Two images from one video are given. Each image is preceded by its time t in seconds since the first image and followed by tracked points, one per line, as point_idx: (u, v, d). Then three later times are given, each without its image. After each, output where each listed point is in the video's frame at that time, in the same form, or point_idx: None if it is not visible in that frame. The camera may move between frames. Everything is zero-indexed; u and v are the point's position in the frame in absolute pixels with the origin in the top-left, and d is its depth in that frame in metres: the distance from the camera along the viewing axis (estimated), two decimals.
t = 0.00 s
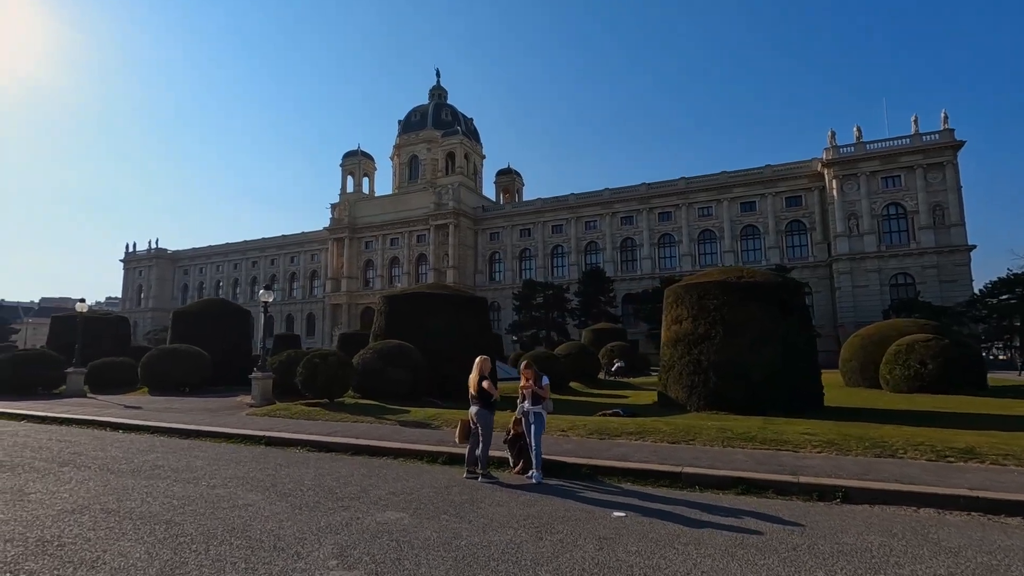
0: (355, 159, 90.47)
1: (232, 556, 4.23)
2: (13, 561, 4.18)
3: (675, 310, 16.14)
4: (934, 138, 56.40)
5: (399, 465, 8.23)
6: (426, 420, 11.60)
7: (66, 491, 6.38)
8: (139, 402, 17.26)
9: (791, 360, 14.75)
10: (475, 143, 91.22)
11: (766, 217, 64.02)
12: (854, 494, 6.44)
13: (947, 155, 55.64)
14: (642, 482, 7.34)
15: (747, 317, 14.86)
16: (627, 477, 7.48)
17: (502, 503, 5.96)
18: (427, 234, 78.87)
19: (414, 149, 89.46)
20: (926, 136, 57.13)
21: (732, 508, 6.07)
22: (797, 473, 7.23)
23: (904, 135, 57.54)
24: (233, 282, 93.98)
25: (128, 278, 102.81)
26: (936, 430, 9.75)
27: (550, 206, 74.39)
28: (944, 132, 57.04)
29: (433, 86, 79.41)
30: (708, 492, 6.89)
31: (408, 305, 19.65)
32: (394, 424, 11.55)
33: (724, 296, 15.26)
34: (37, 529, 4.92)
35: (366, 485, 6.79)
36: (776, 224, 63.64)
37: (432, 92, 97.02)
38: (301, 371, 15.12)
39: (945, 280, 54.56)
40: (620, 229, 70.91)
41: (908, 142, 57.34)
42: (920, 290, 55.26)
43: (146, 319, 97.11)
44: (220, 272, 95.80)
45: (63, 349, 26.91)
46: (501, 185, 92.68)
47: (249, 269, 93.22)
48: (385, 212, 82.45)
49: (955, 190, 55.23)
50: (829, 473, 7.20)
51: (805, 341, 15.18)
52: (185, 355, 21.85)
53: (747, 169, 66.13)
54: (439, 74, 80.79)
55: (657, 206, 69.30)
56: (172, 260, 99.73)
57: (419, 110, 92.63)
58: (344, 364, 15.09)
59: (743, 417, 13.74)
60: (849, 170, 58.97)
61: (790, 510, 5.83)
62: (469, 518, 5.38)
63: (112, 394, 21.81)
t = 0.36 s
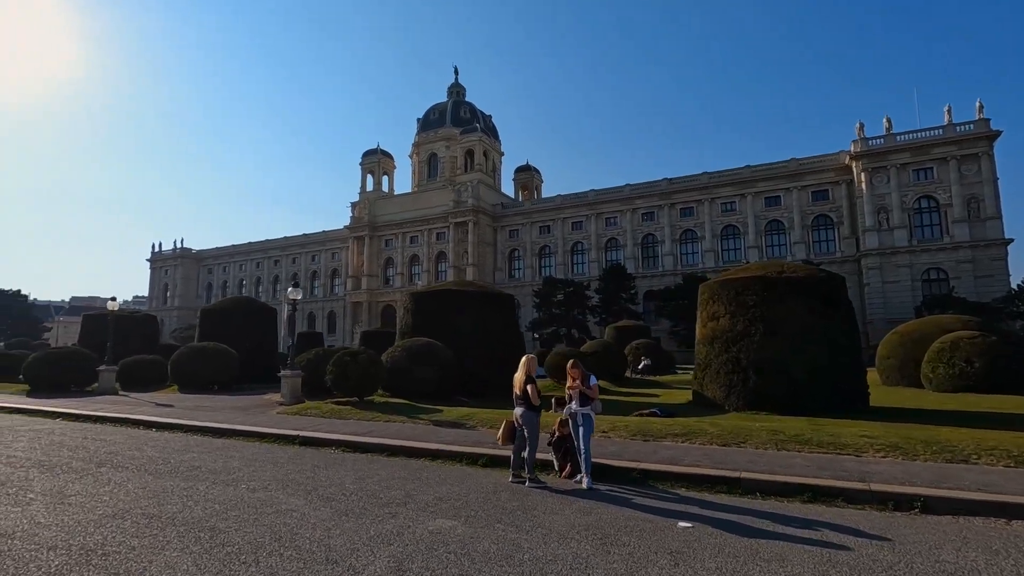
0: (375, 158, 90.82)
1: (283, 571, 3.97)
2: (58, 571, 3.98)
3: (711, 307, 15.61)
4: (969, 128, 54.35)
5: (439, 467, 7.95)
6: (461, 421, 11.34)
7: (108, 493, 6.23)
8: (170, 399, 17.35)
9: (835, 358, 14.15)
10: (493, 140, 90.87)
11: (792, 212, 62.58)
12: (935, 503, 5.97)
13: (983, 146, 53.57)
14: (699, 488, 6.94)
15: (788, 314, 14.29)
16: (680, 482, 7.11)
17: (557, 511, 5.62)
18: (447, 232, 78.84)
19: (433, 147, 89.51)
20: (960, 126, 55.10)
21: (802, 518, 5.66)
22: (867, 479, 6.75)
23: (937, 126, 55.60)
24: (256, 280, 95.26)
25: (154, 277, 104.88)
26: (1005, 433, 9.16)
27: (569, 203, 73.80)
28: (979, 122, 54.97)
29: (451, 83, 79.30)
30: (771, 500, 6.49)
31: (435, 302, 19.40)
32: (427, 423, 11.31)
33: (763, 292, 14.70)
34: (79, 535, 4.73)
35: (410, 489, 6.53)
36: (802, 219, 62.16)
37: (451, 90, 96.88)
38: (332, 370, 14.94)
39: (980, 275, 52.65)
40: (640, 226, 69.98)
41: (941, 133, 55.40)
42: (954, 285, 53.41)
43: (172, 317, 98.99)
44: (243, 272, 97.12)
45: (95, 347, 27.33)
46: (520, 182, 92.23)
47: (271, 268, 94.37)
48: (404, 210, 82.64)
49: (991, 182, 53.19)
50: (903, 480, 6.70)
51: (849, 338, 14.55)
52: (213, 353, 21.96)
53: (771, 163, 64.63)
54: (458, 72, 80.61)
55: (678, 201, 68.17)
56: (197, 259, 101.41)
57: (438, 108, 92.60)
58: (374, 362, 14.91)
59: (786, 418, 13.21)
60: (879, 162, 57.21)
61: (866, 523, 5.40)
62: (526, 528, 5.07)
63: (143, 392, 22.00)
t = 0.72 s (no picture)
0: (402, 151, 91.14)
1: (356, 569, 3.77)
2: (127, 565, 3.85)
3: (759, 296, 14.99)
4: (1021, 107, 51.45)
5: (492, 460, 7.72)
6: (505, 412, 11.10)
7: (168, 484, 6.17)
8: (212, 390, 17.62)
9: (893, 348, 13.46)
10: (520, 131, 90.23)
11: (829, 198, 60.45)
12: None
13: None
14: (771, 484, 6.54)
15: (843, 302, 13.63)
16: (749, 478, 6.72)
17: (628, 507, 5.31)
18: (474, 224, 78.77)
19: (459, 139, 89.37)
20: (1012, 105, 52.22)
21: (896, 519, 5.23)
22: (957, 476, 6.26)
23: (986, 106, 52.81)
24: (287, 274, 96.98)
25: (190, 271, 107.76)
26: None
27: (597, 192, 72.83)
28: None
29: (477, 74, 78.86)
30: (853, 498, 6.06)
31: (471, 294, 19.21)
32: (471, 415, 11.11)
33: (815, 280, 14.05)
34: (143, 527, 4.62)
35: (468, 483, 6.30)
36: (840, 205, 60.01)
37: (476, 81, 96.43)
38: (372, 361, 14.88)
39: None
40: (670, 215, 68.61)
41: (990, 112, 52.60)
42: (1005, 273, 50.80)
43: (207, 310, 101.63)
44: (274, 265, 98.98)
45: (139, 339, 28.06)
46: (546, 173, 91.48)
47: (302, 261, 95.93)
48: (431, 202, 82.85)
49: None
50: (999, 478, 6.19)
51: (909, 327, 13.82)
52: (252, 344, 22.26)
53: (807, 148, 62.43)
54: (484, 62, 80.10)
55: (710, 189, 66.54)
56: (230, 253, 103.73)
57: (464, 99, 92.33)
58: (414, 353, 14.80)
59: (842, 410, 12.61)
60: (922, 145, 54.66)
61: (973, 525, 4.95)
62: (601, 525, 4.79)
63: (185, 383, 22.46)
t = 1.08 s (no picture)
0: (436, 144, 91.40)
1: None
2: (196, 567, 3.69)
3: (819, 284, 14.19)
4: None
5: (551, 457, 7.41)
6: (556, 406, 10.77)
7: (228, 478, 6.09)
8: (260, 381, 17.89)
9: (970, 339, 12.52)
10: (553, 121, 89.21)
11: (879, 183, 57.50)
12: None
13: None
14: (858, 488, 6.02)
15: (914, 291, 12.75)
16: (833, 481, 6.21)
17: (711, 513, 4.91)
18: (508, 216, 78.49)
19: (493, 131, 89.02)
20: None
21: (1016, 531, 4.68)
22: None
23: None
24: (326, 268, 98.88)
25: (234, 266, 111.10)
26: None
27: (633, 182, 71.41)
28: None
29: (510, 64, 78.21)
30: (957, 505, 5.50)
31: (512, 284, 18.84)
32: (521, 409, 10.83)
33: (883, 268, 13.20)
34: (209, 524, 4.49)
35: (531, 483, 6.00)
36: (892, 190, 56.99)
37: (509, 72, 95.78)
38: (417, 353, 14.74)
39: None
40: (709, 203, 66.65)
41: None
42: None
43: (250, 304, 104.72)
44: (313, 260, 101.22)
45: (190, 332, 28.90)
46: (580, 163, 90.27)
47: (340, 255, 97.62)
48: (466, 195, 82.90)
49: None
50: None
51: (987, 318, 12.85)
52: (297, 336, 22.56)
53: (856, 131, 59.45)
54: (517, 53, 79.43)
55: (751, 176, 64.29)
56: (271, 248, 106.42)
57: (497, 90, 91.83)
58: (459, 346, 14.62)
59: (915, 406, 11.80)
60: (983, 124, 51.31)
61: None
62: (686, 533, 4.41)
63: (234, 374, 22.96)
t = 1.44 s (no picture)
0: (477, 137, 91.36)
1: None
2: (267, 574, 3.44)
3: (901, 272, 13.13)
4: None
5: (620, 456, 7.00)
6: (618, 401, 10.30)
7: (294, 474, 5.93)
8: (315, 373, 18.15)
9: None
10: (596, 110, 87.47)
11: (949, 164, 53.44)
12: None
13: None
14: (978, 498, 5.34)
15: (1012, 278, 11.59)
16: (949, 490, 5.52)
17: (820, 526, 4.37)
18: (551, 207, 77.72)
19: (534, 122, 88.17)
20: None
21: None
22: None
23: None
24: (371, 262, 100.84)
25: (284, 261, 114.80)
26: None
27: (680, 169, 69.25)
28: None
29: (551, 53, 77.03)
30: None
31: (563, 275, 18.36)
32: (580, 404, 10.41)
33: (977, 253, 12.04)
34: (277, 525, 4.28)
35: (607, 485, 5.58)
36: (963, 171, 52.81)
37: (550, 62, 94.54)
38: (470, 346, 14.45)
39: None
40: (760, 189, 63.91)
41: None
42: None
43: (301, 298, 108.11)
44: (360, 254, 103.39)
45: (246, 325, 29.79)
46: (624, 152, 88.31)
47: (385, 249, 99.32)
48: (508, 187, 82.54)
49: None
50: None
51: None
52: (348, 328, 22.82)
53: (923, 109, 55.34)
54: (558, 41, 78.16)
55: (806, 160, 61.16)
56: (319, 244, 109.36)
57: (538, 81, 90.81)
58: (513, 339, 14.27)
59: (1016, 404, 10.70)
60: None
61: None
62: (798, 549, 3.91)
63: (289, 366, 23.46)
